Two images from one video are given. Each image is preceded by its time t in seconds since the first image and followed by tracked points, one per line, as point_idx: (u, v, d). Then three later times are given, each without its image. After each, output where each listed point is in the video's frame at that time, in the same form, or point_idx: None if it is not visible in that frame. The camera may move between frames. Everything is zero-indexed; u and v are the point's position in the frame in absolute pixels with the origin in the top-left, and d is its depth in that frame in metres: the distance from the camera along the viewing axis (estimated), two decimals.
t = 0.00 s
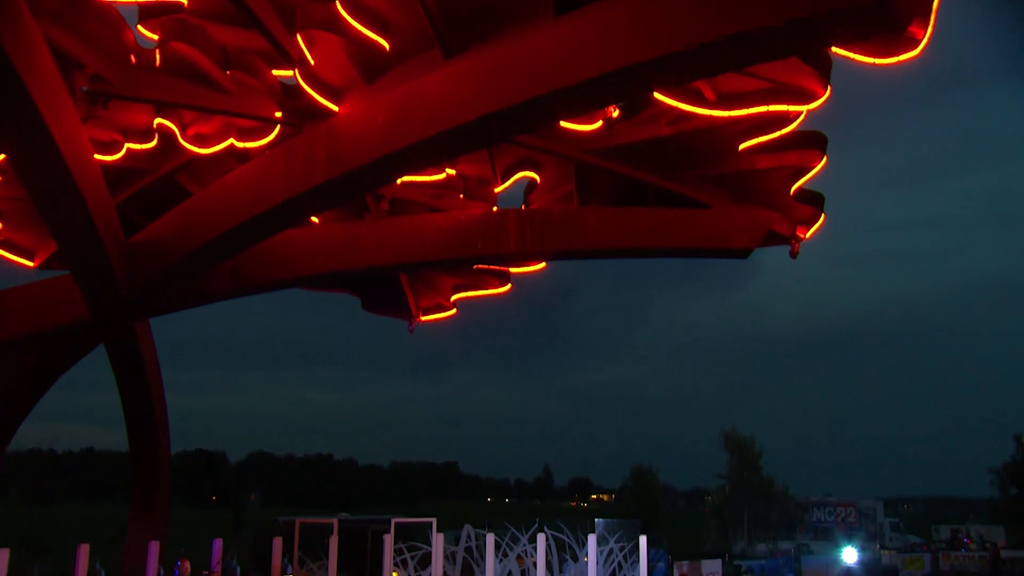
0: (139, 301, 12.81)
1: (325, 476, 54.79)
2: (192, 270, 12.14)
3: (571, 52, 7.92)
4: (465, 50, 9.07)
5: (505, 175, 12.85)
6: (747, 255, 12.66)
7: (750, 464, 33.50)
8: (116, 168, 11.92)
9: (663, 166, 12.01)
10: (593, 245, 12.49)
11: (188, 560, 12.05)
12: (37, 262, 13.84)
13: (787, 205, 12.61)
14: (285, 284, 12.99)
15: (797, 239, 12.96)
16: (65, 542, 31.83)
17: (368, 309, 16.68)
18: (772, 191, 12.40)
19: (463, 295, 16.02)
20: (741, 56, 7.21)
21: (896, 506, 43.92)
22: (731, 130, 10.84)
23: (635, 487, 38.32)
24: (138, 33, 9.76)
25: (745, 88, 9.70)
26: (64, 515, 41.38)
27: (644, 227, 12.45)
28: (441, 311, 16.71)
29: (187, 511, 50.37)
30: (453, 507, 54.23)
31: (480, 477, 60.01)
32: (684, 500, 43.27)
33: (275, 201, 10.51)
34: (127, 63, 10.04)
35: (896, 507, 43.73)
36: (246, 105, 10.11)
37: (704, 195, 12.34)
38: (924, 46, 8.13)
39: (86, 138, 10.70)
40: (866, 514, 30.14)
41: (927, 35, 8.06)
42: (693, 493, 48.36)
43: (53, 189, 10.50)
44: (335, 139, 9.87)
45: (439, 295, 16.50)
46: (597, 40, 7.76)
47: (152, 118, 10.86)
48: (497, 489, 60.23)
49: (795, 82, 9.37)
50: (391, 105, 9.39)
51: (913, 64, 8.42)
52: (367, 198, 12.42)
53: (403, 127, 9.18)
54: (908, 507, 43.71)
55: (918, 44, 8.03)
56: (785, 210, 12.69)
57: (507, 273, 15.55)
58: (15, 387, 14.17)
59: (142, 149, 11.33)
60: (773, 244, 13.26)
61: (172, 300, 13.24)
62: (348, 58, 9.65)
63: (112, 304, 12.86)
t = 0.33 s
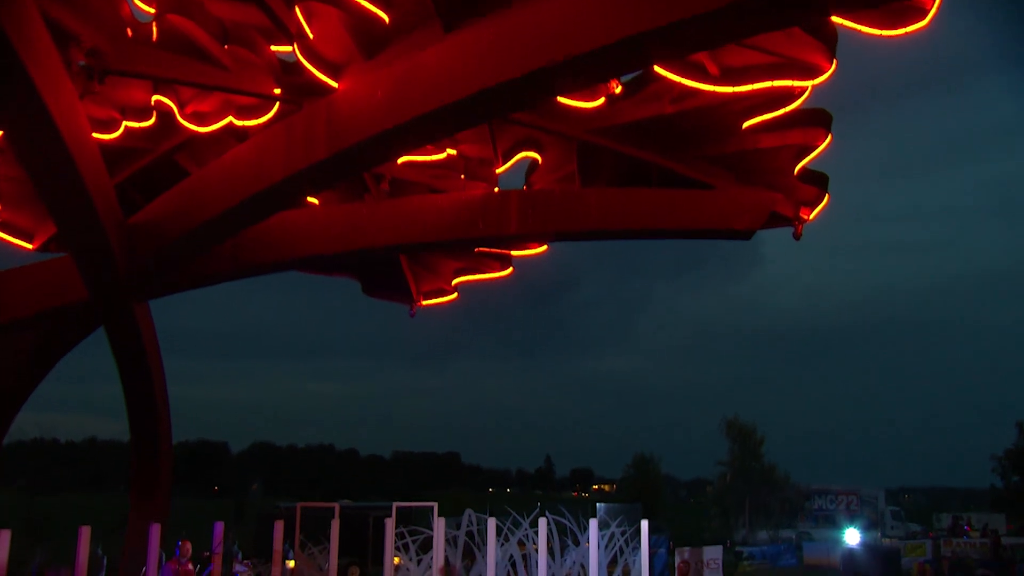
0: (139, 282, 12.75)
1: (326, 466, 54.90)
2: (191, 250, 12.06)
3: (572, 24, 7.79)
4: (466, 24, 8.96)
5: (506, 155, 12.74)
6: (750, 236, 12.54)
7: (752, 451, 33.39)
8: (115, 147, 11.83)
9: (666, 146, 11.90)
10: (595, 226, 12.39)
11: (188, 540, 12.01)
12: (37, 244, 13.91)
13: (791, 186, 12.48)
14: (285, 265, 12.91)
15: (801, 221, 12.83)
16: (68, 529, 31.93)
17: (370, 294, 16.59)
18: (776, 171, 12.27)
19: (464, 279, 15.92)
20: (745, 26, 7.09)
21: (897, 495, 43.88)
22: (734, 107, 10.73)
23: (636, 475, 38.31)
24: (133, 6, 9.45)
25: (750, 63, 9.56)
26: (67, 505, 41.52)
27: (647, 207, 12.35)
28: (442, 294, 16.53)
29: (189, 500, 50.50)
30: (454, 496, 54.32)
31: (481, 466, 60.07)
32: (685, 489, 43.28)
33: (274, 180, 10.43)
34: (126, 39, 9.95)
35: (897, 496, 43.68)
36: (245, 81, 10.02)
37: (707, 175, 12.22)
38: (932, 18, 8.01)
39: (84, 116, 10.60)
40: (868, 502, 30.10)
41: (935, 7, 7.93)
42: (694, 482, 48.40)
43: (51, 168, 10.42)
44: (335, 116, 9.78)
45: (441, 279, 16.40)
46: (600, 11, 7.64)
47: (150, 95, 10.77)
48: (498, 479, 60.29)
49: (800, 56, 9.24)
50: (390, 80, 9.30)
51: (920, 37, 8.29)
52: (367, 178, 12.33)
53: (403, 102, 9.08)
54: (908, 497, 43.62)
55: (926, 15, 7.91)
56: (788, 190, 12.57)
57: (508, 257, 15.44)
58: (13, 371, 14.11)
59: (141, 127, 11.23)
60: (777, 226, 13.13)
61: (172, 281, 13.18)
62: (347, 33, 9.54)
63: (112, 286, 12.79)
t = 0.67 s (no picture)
0: (140, 264, 12.68)
1: (329, 456, 55.04)
2: (192, 231, 11.98)
3: None
4: None
5: (509, 136, 12.64)
6: (755, 217, 12.43)
7: (755, 439, 33.18)
8: (115, 127, 11.76)
9: (671, 124, 11.80)
10: (598, 208, 12.30)
11: (192, 521, 11.99)
12: (37, 228, 13.77)
13: (796, 166, 12.35)
14: (287, 247, 12.83)
15: (807, 202, 12.70)
16: (72, 514, 32.07)
17: (372, 278, 16.48)
18: (781, 151, 12.15)
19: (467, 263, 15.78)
20: None
21: (900, 485, 43.81)
22: (740, 83, 10.64)
23: (638, 465, 38.31)
24: None
25: (756, 38, 9.44)
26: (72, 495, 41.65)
27: (651, 188, 12.25)
28: (444, 280, 16.50)
29: (193, 491, 50.64)
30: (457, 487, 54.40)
31: (484, 457, 60.12)
32: (687, 480, 43.26)
33: (276, 158, 10.35)
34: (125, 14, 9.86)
35: (900, 486, 43.58)
36: (245, 57, 9.93)
37: (712, 155, 12.10)
38: None
39: (84, 93, 10.52)
40: (871, 491, 30.09)
41: None
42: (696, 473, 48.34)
43: (50, 146, 10.33)
44: (337, 92, 9.69)
45: (443, 263, 16.27)
46: None
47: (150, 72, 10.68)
48: (501, 470, 60.33)
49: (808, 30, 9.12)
50: (392, 55, 9.20)
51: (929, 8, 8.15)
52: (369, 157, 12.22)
53: (405, 77, 8.98)
54: (910, 487, 43.57)
55: None
56: (794, 171, 12.45)
57: (511, 240, 15.31)
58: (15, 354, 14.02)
59: (140, 105, 11.15)
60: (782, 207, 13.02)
61: (174, 262, 13.10)
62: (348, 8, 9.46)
63: (113, 267, 12.73)
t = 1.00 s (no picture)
0: (143, 246, 12.63)
1: (333, 448, 55.13)
2: (193, 212, 11.90)
3: None
4: None
5: (513, 117, 12.55)
6: (761, 198, 12.30)
7: (759, 429, 33.37)
8: (117, 107, 11.70)
9: (676, 104, 11.70)
10: (603, 189, 12.20)
11: (195, 503, 12.05)
12: (39, 212, 13.69)
13: (804, 146, 12.21)
14: (290, 229, 12.76)
15: (814, 183, 12.57)
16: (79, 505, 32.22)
17: (376, 264, 16.31)
18: (788, 131, 12.03)
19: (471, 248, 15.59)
20: None
21: (905, 477, 43.74)
22: (747, 60, 10.54)
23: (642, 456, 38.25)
24: None
25: (763, 12, 9.33)
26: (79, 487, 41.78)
27: (655, 169, 12.15)
28: (448, 265, 16.28)
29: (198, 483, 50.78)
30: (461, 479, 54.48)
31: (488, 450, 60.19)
32: (692, 471, 43.23)
33: (279, 137, 10.30)
34: None
35: (905, 478, 43.51)
36: (246, 34, 9.85)
37: (718, 135, 11.99)
38: None
39: (85, 72, 10.47)
40: (876, 480, 30.03)
41: None
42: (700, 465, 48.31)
43: (50, 126, 10.26)
44: (340, 69, 9.62)
45: (447, 249, 16.01)
46: None
47: (151, 51, 10.59)
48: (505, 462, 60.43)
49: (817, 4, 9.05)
50: (395, 30, 9.12)
51: None
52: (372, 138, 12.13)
53: (408, 52, 8.90)
54: (915, 480, 43.50)
55: None
56: (801, 151, 12.32)
57: (515, 225, 15.14)
58: (15, 339, 13.89)
59: (142, 84, 11.10)
60: (789, 189, 12.89)
61: (177, 244, 13.05)
62: None
63: (115, 250, 12.66)
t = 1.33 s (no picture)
0: (146, 230, 12.57)
1: (338, 442, 55.18)
2: (197, 195, 11.85)
3: None
4: None
5: (519, 100, 12.46)
6: (769, 180, 12.17)
7: (765, 420, 33.21)
8: (121, 90, 11.66)
9: (683, 85, 11.60)
10: (609, 171, 12.09)
11: (200, 488, 12.21)
12: (43, 198, 13.66)
13: (812, 127, 12.07)
14: (292, 214, 12.68)
15: (822, 165, 12.43)
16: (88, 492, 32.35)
17: (379, 251, 16.09)
18: (796, 113, 11.88)
19: (476, 235, 15.36)
20: None
21: (910, 472, 43.55)
22: (755, 38, 10.48)
23: (646, 449, 38.12)
24: None
25: None
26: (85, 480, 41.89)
27: (662, 151, 12.04)
28: (453, 253, 16.13)
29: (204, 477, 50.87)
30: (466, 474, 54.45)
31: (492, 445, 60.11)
32: (697, 465, 43.10)
33: (282, 116, 10.25)
34: None
35: (910, 473, 43.34)
36: (251, 13, 9.86)
37: (725, 116, 11.86)
38: None
39: (87, 52, 10.42)
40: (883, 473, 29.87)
41: None
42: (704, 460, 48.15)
43: (53, 107, 10.22)
44: (344, 47, 9.55)
45: (452, 235, 15.81)
46: None
47: (153, 30, 10.53)
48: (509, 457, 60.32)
49: None
50: (398, 6, 9.04)
51: None
52: (376, 120, 12.04)
53: (411, 28, 8.82)
54: (921, 475, 43.31)
55: None
56: (809, 134, 12.17)
57: (521, 212, 14.89)
58: (20, 323, 13.88)
59: (144, 65, 11.05)
60: (797, 172, 12.77)
61: (180, 228, 12.98)
62: None
63: (118, 234, 12.61)
